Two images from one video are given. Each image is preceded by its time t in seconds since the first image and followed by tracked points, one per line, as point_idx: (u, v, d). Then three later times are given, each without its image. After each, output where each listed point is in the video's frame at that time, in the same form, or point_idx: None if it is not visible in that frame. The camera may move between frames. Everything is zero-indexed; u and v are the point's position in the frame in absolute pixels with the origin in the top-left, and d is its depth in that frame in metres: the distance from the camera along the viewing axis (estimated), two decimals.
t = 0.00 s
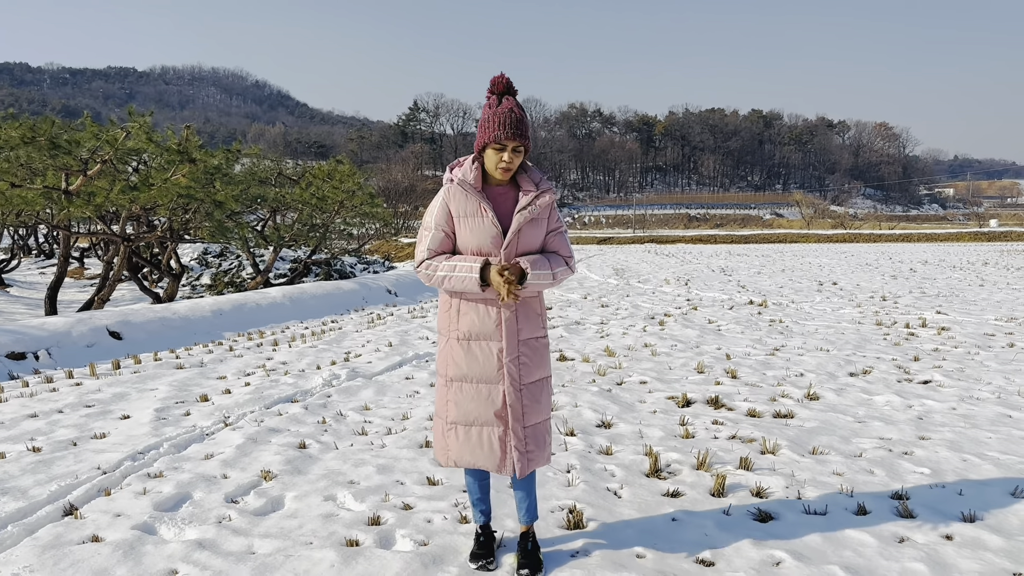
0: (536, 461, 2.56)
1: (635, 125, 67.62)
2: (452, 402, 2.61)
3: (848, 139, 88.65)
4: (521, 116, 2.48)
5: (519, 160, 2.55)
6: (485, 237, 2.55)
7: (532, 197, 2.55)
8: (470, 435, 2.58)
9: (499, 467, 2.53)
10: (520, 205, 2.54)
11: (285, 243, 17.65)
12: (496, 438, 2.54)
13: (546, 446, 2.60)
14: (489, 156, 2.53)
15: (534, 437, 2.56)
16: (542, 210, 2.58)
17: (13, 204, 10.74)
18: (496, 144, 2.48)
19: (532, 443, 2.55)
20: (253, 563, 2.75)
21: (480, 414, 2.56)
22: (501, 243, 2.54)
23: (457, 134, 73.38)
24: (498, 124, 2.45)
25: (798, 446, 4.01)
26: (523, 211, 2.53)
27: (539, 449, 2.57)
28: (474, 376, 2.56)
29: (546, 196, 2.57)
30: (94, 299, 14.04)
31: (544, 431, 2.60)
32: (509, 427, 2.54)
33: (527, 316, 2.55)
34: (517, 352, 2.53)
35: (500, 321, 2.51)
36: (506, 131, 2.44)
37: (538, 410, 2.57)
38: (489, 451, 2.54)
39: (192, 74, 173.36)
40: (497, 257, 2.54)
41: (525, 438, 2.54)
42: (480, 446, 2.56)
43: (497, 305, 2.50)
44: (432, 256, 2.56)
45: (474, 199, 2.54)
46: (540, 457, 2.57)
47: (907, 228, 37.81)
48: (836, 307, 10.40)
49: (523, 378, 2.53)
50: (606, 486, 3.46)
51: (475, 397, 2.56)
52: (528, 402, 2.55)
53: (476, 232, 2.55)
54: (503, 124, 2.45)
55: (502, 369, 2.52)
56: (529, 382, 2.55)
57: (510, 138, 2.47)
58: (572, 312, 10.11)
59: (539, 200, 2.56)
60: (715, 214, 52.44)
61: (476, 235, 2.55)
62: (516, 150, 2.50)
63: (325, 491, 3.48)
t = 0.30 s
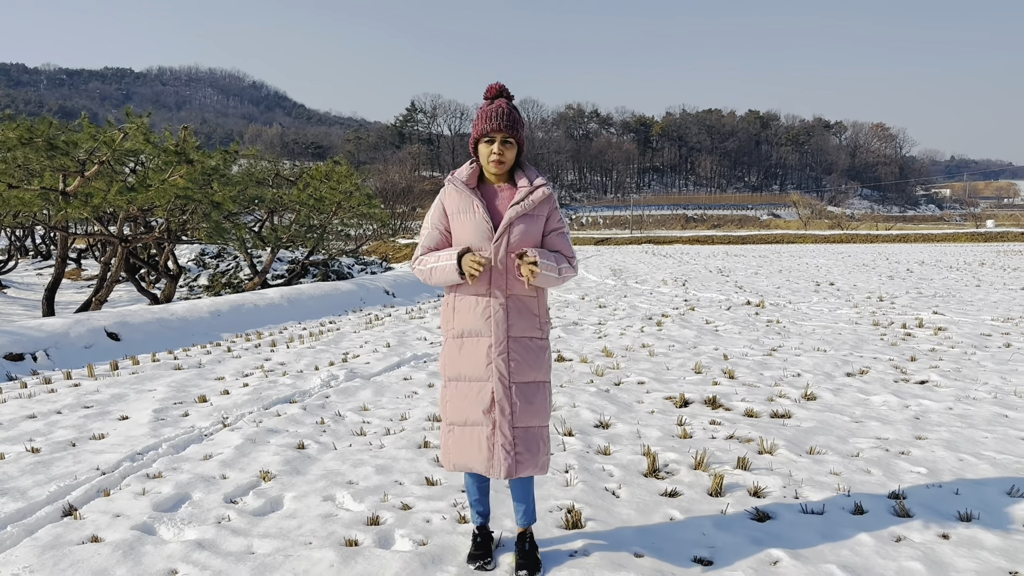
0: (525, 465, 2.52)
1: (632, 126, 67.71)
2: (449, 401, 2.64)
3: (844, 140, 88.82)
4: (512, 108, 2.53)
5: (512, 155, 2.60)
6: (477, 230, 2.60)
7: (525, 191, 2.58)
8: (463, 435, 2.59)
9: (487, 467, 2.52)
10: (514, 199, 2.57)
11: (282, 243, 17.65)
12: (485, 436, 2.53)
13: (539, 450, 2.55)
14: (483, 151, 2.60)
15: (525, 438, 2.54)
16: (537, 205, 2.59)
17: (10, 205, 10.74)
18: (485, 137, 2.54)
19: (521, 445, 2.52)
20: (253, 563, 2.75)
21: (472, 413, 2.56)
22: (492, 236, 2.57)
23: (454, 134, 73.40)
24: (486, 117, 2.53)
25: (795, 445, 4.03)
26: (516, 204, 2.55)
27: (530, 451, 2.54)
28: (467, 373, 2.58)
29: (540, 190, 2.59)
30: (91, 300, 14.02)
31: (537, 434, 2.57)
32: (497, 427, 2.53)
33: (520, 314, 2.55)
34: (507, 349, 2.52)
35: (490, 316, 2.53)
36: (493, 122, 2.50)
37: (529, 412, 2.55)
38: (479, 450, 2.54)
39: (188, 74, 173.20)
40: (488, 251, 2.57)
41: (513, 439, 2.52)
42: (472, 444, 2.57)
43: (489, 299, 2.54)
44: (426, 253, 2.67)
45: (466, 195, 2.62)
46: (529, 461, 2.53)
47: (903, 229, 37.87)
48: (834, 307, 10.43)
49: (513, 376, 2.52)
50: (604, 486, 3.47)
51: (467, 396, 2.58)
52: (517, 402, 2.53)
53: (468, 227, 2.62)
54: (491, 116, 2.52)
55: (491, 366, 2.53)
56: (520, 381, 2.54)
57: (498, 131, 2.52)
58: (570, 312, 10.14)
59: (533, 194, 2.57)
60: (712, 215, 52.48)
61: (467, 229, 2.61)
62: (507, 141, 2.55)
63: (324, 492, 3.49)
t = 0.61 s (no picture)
0: (512, 463, 2.54)
1: (630, 126, 67.78)
2: (447, 395, 2.66)
3: (843, 140, 88.94)
4: (517, 106, 2.57)
5: (517, 152, 2.62)
6: (477, 226, 2.63)
7: (528, 188, 2.60)
8: (458, 431, 2.61)
9: (477, 464, 2.54)
10: (517, 195, 2.59)
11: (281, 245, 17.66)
12: (478, 433, 2.55)
13: (527, 449, 2.56)
14: (487, 149, 2.64)
15: (514, 436, 2.55)
16: (540, 202, 2.61)
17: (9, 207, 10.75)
18: (489, 134, 2.59)
19: (509, 443, 2.53)
20: (252, 563, 2.76)
21: (467, 409, 2.58)
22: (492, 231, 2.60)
23: (452, 135, 73.43)
24: (490, 115, 2.57)
25: (793, 445, 4.04)
26: (518, 200, 2.58)
27: (518, 450, 2.54)
28: (464, 368, 2.60)
29: (543, 188, 2.61)
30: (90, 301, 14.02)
31: (527, 432, 2.58)
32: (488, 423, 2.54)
33: (517, 311, 2.55)
34: (501, 345, 2.53)
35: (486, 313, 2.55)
36: (497, 119, 2.54)
37: (521, 410, 2.56)
38: (471, 445, 2.55)
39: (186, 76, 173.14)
40: (487, 245, 2.60)
41: (502, 436, 2.53)
42: (464, 440, 2.59)
43: (485, 294, 2.55)
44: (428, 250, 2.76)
45: (469, 192, 2.67)
46: (517, 459, 2.54)
47: (901, 229, 37.89)
48: (832, 306, 10.45)
49: (506, 374, 2.53)
50: (602, 486, 3.48)
51: (463, 391, 2.60)
52: (509, 400, 2.54)
53: (470, 221, 2.66)
54: (495, 114, 2.56)
55: (485, 361, 2.54)
56: (512, 379, 2.54)
57: (500, 128, 2.56)
58: (569, 312, 10.15)
59: (537, 190, 2.59)
60: (710, 215, 52.53)
61: (470, 226, 2.66)
62: (511, 139, 2.58)
63: (322, 492, 3.49)
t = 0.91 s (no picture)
0: (518, 463, 2.54)
1: (629, 127, 67.82)
2: (453, 396, 2.67)
3: (842, 140, 88.99)
4: (519, 110, 2.57)
5: (521, 155, 2.63)
6: (483, 228, 2.64)
7: (533, 190, 2.61)
8: (465, 432, 2.62)
9: (482, 465, 2.55)
10: (523, 198, 2.61)
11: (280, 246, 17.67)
12: (483, 434, 2.55)
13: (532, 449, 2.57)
14: (491, 151, 2.65)
15: (518, 437, 2.55)
16: (546, 205, 2.61)
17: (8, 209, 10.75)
18: (492, 137, 2.60)
19: (514, 443, 2.54)
20: (253, 564, 2.77)
21: (472, 410, 2.59)
22: (498, 233, 2.61)
23: (451, 135, 73.42)
24: (492, 118, 2.58)
25: (792, 444, 4.05)
26: (524, 202, 2.59)
27: (523, 450, 2.55)
28: (470, 369, 2.61)
29: (549, 189, 2.61)
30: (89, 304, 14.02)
31: (532, 434, 2.58)
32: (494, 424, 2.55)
33: (522, 313, 2.56)
34: (507, 346, 2.53)
35: (492, 315, 2.56)
36: (500, 123, 2.54)
37: (526, 411, 2.56)
38: (477, 446, 2.56)
39: (185, 78, 173.10)
40: (492, 247, 2.61)
41: (507, 437, 2.53)
42: (470, 440, 2.60)
43: (491, 294, 2.57)
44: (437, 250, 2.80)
45: (475, 193, 2.69)
46: (523, 460, 2.54)
47: (900, 229, 37.90)
48: (831, 306, 10.47)
49: (511, 375, 2.53)
50: (602, 486, 3.49)
51: (469, 392, 2.61)
52: (514, 401, 2.54)
53: (476, 224, 2.67)
54: (497, 117, 2.57)
55: (491, 363, 2.55)
56: (517, 380, 2.54)
57: (503, 132, 2.56)
58: (569, 313, 10.15)
59: (542, 193, 2.60)
60: (710, 215, 52.54)
61: (475, 227, 2.66)
62: (514, 142, 2.58)
63: (323, 493, 3.50)
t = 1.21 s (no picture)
0: (516, 463, 2.55)
1: (629, 127, 67.84)
2: (455, 395, 2.69)
3: (842, 139, 89.02)
4: (517, 114, 2.57)
5: (519, 159, 2.64)
6: (484, 229, 2.66)
7: (533, 192, 2.62)
8: (466, 432, 2.64)
9: (481, 464, 2.57)
10: (524, 199, 2.62)
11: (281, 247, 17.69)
12: (482, 434, 2.57)
13: (532, 449, 2.57)
14: (490, 155, 2.66)
15: (519, 437, 2.56)
16: (546, 206, 2.62)
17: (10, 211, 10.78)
18: (491, 141, 2.60)
19: (513, 443, 2.55)
20: (255, 564, 2.78)
21: (473, 409, 2.61)
22: (498, 236, 2.62)
23: (451, 136, 73.45)
24: (491, 123, 2.59)
25: (793, 443, 4.06)
26: (524, 204, 2.60)
27: (522, 450, 2.56)
28: (471, 370, 2.63)
29: (549, 191, 2.62)
30: (91, 305, 14.04)
31: (533, 434, 2.58)
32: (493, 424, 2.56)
33: (523, 313, 2.57)
34: (506, 346, 2.55)
35: (492, 316, 2.58)
36: (496, 128, 2.55)
37: (526, 411, 2.57)
38: (476, 445, 2.58)
39: (185, 79, 173.24)
40: (492, 249, 2.62)
41: (506, 437, 2.54)
42: (470, 438, 2.62)
43: (491, 295, 2.59)
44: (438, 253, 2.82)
45: (476, 196, 2.71)
46: (522, 459, 2.55)
47: (901, 228, 37.89)
48: (832, 305, 10.49)
49: (511, 375, 2.54)
50: (603, 485, 3.50)
51: (470, 392, 2.63)
52: (514, 401, 2.55)
53: (477, 226, 2.69)
54: (495, 122, 2.57)
55: (491, 363, 2.57)
56: (517, 380, 2.55)
57: (500, 136, 2.56)
58: (569, 313, 10.16)
59: (542, 195, 2.61)
60: (710, 215, 52.54)
61: (476, 229, 2.68)
62: (511, 147, 2.60)
63: (325, 493, 3.51)
